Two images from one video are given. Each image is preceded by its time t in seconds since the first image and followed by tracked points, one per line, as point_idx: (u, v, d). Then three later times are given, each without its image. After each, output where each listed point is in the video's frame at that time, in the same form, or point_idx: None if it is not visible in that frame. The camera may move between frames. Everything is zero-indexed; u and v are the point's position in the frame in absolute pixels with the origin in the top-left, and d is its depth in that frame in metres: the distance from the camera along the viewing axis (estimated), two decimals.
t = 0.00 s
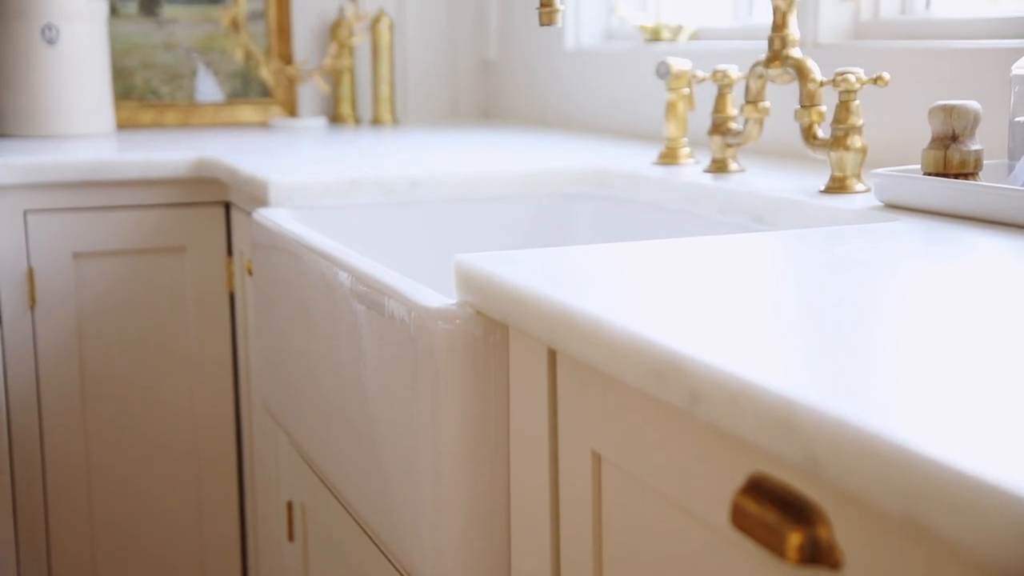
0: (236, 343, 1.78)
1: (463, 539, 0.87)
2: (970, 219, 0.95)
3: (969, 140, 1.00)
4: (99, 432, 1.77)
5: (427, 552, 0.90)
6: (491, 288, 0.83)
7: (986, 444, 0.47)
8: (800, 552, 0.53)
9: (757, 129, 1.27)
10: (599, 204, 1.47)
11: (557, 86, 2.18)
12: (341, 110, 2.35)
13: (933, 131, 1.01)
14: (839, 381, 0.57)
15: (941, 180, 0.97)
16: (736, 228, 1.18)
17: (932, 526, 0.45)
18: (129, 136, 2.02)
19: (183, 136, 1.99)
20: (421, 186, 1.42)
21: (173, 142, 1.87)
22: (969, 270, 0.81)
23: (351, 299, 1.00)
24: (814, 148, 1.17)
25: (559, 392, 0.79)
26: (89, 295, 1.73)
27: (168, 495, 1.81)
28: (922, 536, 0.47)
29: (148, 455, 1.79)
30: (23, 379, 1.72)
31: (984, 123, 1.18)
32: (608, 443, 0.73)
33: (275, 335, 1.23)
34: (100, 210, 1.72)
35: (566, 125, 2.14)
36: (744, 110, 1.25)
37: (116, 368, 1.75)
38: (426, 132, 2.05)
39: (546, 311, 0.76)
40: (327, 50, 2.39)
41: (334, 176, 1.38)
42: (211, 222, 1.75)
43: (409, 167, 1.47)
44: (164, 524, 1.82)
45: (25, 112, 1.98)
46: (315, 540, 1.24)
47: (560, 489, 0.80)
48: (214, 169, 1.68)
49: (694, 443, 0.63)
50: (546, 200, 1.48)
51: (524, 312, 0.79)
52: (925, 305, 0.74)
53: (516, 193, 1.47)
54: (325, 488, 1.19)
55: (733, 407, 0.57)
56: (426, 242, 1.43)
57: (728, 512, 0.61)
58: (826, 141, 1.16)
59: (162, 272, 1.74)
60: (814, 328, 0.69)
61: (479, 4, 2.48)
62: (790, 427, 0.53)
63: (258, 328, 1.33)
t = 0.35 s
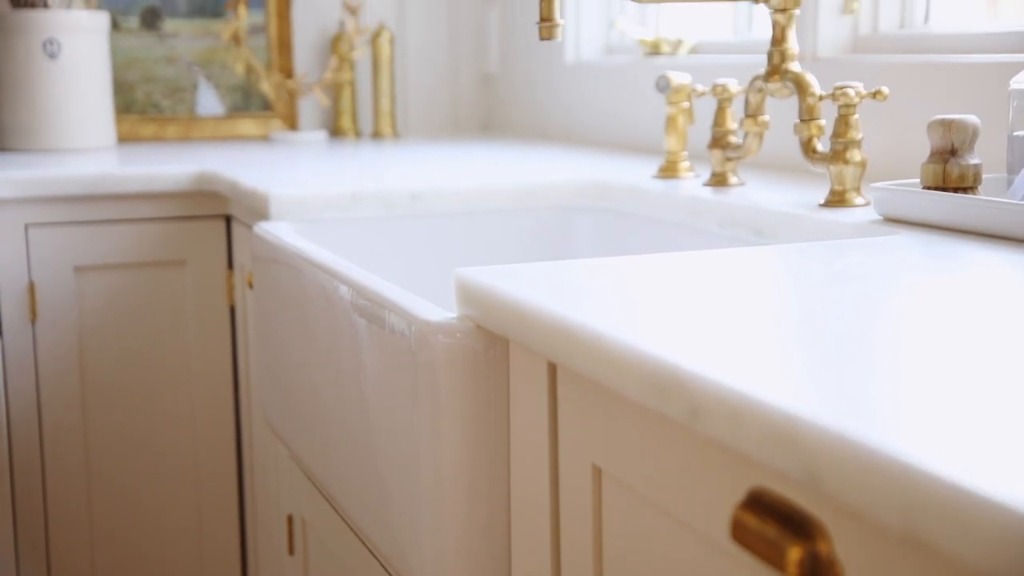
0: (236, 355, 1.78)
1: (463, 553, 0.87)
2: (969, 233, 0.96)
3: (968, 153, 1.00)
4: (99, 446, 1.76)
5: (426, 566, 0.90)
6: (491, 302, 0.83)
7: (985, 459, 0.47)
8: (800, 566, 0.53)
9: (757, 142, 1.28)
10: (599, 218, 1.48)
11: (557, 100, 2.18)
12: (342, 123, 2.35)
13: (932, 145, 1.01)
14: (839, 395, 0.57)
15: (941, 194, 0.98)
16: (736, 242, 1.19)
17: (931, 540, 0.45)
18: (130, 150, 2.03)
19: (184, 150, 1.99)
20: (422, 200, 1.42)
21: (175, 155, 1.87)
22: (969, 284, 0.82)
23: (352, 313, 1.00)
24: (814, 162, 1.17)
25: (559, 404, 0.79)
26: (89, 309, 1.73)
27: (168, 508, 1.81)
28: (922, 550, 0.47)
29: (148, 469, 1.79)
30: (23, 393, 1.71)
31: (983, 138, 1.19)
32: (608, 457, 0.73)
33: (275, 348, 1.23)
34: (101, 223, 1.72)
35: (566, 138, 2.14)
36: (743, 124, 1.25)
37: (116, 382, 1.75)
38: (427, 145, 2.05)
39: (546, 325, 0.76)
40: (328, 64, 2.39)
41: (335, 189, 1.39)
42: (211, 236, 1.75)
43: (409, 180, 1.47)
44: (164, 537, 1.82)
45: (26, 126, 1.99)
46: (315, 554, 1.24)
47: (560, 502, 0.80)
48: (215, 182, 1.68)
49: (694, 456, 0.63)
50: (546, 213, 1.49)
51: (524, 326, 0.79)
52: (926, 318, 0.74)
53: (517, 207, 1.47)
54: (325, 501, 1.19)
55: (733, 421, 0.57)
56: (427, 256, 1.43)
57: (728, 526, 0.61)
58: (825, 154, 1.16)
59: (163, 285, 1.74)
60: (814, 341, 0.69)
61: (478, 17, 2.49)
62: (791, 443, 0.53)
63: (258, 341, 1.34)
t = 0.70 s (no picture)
0: (236, 367, 1.78)
1: (464, 565, 0.87)
2: (968, 246, 0.96)
3: (967, 167, 1.01)
4: (100, 459, 1.76)
5: None
6: (491, 315, 0.83)
7: (983, 472, 0.47)
8: None
9: (757, 155, 1.28)
10: (599, 231, 1.48)
11: (557, 112, 2.19)
12: (342, 135, 2.36)
13: (931, 158, 1.02)
14: (839, 408, 0.57)
15: (940, 207, 0.98)
16: (736, 255, 1.19)
17: (931, 554, 0.45)
18: (131, 163, 2.03)
19: (185, 163, 2.00)
20: (422, 213, 1.42)
21: (176, 168, 1.87)
22: (968, 297, 0.82)
23: (353, 325, 1.00)
24: (813, 174, 1.17)
25: (559, 416, 0.79)
26: (90, 322, 1.73)
27: (169, 520, 1.81)
28: (921, 564, 0.47)
29: (148, 481, 1.78)
30: (24, 406, 1.71)
31: (982, 151, 1.19)
32: (609, 470, 0.73)
33: (275, 360, 1.23)
34: (102, 237, 1.72)
35: (566, 150, 2.15)
36: (743, 136, 1.26)
37: (117, 395, 1.75)
38: (427, 158, 2.05)
39: (547, 338, 0.76)
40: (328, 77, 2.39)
41: (335, 202, 1.39)
42: (212, 249, 1.75)
43: (410, 193, 1.47)
44: (164, 549, 1.82)
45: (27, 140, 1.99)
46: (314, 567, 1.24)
47: (561, 514, 0.80)
48: (216, 195, 1.68)
49: (694, 469, 0.64)
50: (547, 226, 1.49)
51: (524, 339, 0.79)
52: (925, 331, 0.74)
53: (517, 220, 1.47)
54: (325, 513, 1.19)
55: (732, 434, 0.57)
56: (427, 270, 1.43)
57: (728, 539, 0.61)
58: (825, 167, 1.16)
59: (163, 298, 1.75)
60: (815, 355, 0.69)
61: (478, 30, 2.50)
62: (791, 456, 0.53)
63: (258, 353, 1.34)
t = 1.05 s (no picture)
0: (236, 385, 1.78)
1: None
2: (968, 265, 0.96)
3: (966, 186, 1.01)
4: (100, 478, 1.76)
5: None
6: (491, 334, 0.83)
7: (982, 491, 0.47)
8: None
9: (757, 174, 1.28)
10: (599, 250, 1.48)
11: (557, 130, 2.19)
12: (343, 154, 2.36)
13: (930, 177, 1.02)
14: (838, 427, 0.57)
15: (940, 227, 0.98)
16: (736, 274, 1.19)
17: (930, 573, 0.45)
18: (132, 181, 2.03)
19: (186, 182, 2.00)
20: (423, 232, 1.43)
21: (177, 187, 1.88)
22: (968, 317, 0.82)
23: (354, 344, 1.01)
24: (813, 193, 1.17)
25: (559, 435, 0.79)
26: (91, 340, 1.73)
27: (169, 538, 1.81)
28: None
29: (148, 499, 1.78)
30: (25, 424, 1.71)
31: (981, 171, 1.19)
32: (608, 489, 0.73)
33: (276, 379, 1.24)
34: (103, 255, 1.72)
35: (566, 169, 2.15)
36: (743, 155, 1.26)
37: (117, 413, 1.75)
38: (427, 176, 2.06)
39: (547, 357, 0.76)
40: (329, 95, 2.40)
41: (336, 221, 1.39)
42: (213, 267, 1.75)
43: (410, 212, 1.48)
44: (164, 568, 1.81)
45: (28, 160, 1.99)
46: None
47: (561, 533, 0.80)
48: (217, 214, 1.69)
49: (693, 487, 0.64)
50: (547, 244, 1.49)
51: (524, 358, 0.79)
52: (925, 351, 0.74)
53: (517, 239, 1.47)
54: (325, 532, 1.19)
55: (731, 453, 0.57)
56: (428, 289, 1.43)
57: (728, 559, 0.61)
58: (824, 186, 1.16)
59: (164, 316, 1.75)
60: (815, 375, 0.69)
61: (479, 49, 2.51)
62: (791, 476, 0.53)
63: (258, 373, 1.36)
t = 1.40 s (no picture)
0: (236, 406, 1.78)
1: None
2: (967, 287, 0.96)
3: (964, 209, 1.01)
4: (99, 499, 1.76)
5: None
6: (491, 356, 0.84)
7: (982, 514, 0.47)
8: None
9: (756, 196, 1.28)
10: (599, 272, 1.48)
11: (557, 152, 2.20)
12: (344, 175, 2.37)
13: (928, 200, 1.02)
14: (837, 450, 0.57)
15: (938, 249, 0.98)
16: (736, 296, 1.19)
17: None
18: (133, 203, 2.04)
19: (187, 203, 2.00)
20: (423, 254, 1.43)
21: (178, 208, 1.88)
22: (968, 339, 0.82)
23: (354, 366, 1.01)
24: (812, 215, 1.18)
25: (559, 457, 0.79)
26: (91, 362, 1.73)
27: (169, 560, 1.80)
28: None
29: (148, 520, 1.78)
30: (25, 446, 1.71)
31: (980, 193, 1.19)
32: (608, 511, 0.73)
33: (277, 400, 1.24)
34: (104, 277, 1.73)
35: (566, 191, 2.16)
36: (743, 177, 1.27)
37: (118, 435, 1.75)
38: (428, 198, 2.06)
39: (547, 380, 0.77)
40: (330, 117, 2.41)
41: (336, 242, 1.39)
42: (214, 288, 1.76)
43: (411, 233, 1.48)
44: None
45: (30, 182, 2.00)
46: None
47: (561, 555, 0.80)
48: (218, 235, 1.69)
49: (693, 510, 0.64)
50: (547, 266, 1.49)
51: (524, 381, 0.79)
52: (925, 374, 0.74)
53: (518, 260, 1.48)
54: (325, 554, 1.19)
55: (731, 476, 0.57)
56: (428, 311, 1.44)
57: None
58: (823, 208, 1.17)
59: (165, 338, 1.75)
60: (815, 397, 0.69)
61: (479, 71, 2.52)
62: (791, 499, 0.53)
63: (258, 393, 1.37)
